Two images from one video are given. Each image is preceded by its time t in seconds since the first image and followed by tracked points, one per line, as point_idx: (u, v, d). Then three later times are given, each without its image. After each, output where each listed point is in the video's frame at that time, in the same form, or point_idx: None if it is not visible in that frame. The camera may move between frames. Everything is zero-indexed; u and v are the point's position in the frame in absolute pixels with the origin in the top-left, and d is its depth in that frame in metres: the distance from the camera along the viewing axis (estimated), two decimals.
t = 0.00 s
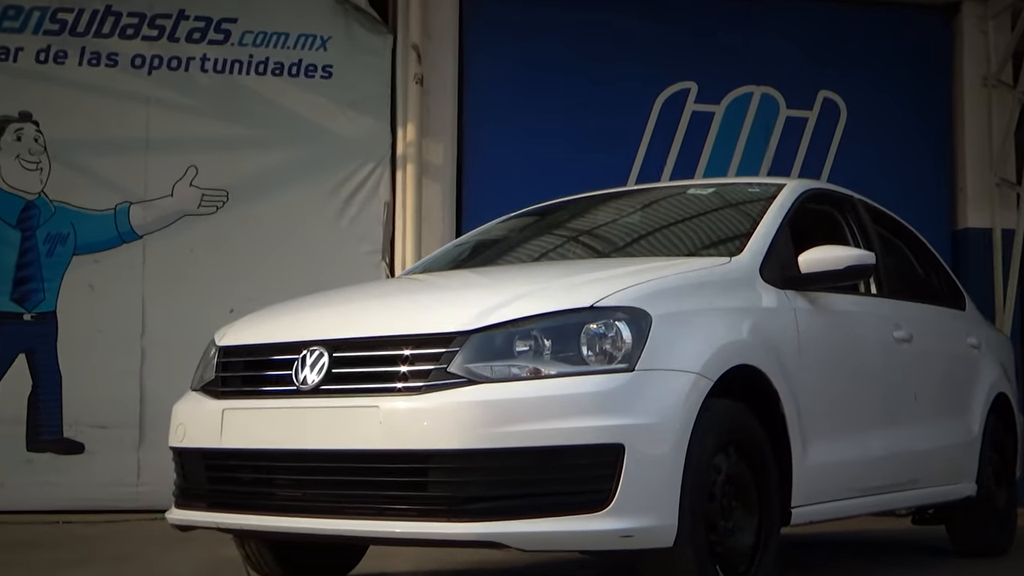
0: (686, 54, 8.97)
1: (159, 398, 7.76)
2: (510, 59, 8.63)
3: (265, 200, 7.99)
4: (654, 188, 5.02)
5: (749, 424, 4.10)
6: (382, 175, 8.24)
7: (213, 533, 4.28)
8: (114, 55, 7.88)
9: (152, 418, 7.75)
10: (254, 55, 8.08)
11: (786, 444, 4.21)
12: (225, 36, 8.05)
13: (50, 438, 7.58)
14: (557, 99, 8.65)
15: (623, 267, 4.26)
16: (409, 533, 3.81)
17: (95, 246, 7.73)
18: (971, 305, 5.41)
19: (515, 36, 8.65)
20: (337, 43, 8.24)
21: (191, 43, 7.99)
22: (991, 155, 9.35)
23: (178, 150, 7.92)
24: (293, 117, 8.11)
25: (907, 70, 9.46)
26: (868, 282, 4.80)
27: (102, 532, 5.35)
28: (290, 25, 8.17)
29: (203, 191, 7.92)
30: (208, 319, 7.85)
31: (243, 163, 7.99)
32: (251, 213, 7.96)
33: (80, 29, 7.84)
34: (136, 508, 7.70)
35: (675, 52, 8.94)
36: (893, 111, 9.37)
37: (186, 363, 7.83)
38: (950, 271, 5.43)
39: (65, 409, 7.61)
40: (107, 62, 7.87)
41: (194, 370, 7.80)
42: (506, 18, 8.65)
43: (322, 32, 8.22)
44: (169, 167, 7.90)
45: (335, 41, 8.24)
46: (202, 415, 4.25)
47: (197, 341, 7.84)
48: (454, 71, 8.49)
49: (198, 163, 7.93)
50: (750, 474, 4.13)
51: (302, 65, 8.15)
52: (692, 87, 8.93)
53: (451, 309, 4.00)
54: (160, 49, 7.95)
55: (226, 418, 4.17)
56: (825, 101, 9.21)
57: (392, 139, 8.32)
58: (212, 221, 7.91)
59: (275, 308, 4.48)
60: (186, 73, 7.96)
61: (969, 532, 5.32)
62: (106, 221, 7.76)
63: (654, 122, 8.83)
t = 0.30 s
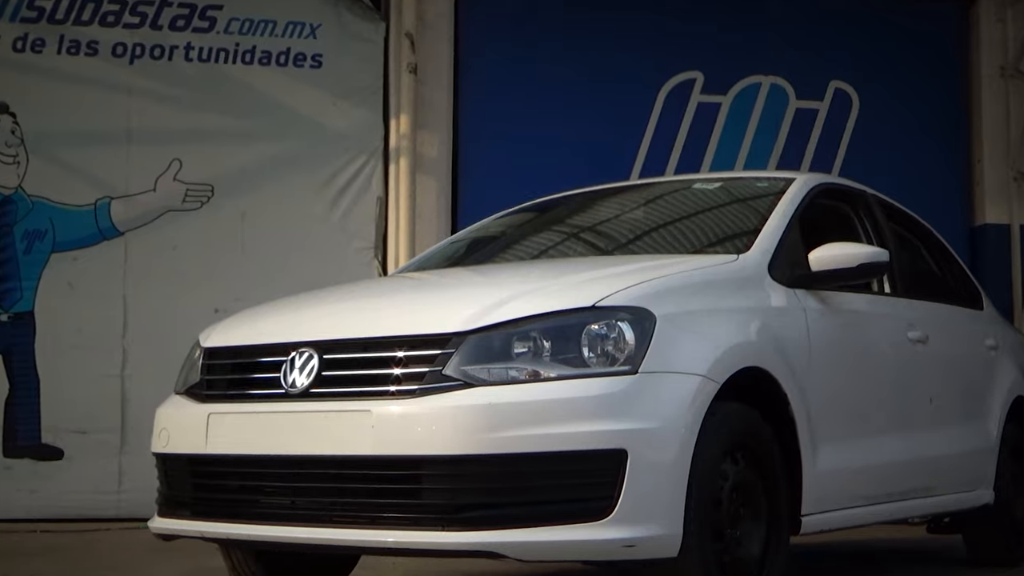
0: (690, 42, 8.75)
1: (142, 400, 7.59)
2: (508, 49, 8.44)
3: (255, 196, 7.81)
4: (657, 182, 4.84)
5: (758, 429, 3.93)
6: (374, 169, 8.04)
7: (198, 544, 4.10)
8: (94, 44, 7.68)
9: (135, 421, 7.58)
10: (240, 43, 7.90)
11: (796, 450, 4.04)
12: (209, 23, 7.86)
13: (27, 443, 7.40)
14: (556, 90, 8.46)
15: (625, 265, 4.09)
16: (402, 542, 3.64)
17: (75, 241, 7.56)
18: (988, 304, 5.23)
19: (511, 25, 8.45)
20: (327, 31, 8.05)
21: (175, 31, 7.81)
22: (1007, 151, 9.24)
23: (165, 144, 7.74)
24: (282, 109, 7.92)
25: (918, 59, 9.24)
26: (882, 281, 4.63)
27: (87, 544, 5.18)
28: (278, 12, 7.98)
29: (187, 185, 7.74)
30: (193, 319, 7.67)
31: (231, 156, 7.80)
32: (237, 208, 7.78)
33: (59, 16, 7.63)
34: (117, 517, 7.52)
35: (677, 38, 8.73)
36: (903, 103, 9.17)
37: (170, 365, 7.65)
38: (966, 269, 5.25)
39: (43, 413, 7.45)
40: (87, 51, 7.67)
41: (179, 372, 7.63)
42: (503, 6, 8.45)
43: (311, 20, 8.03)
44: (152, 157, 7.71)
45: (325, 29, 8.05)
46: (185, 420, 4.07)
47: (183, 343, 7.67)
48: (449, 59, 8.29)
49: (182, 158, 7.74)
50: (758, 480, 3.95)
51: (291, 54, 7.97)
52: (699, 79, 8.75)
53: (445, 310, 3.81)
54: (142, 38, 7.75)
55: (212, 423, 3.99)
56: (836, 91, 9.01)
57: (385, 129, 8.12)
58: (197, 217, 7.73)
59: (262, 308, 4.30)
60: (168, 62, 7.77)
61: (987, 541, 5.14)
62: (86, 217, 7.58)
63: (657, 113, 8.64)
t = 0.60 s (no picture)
0: (693, 35, 8.52)
1: (125, 401, 7.43)
2: (505, 39, 8.23)
3: (244, 192, 7.66)
4: (661, 176, 4.68)
5: (767, 434, 3.76)
6: (364, 163, 7.88)
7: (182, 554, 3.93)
8: (73, 32, 7.52)
9: (117, 424, 7.42)
10: (226, 31, 7.72)
11: (806, 455, 3.87)
12: (193, 11, 7.68)
13: (4, 449, 7.24)
14: (556, 83, 8.26)
15: (627, 263, 3.92)
16: (394, 553, 3.47)
17: (54, 238, 7.41)
18: (1006, 303, 5.06)
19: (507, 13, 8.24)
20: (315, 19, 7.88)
21: (158, 19, 7.64)
22: None
23: (152, 138, 7.59)
24: (270, 100, 7.75)
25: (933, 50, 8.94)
26: (895, 279, 4.47)
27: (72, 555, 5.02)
28: None
29: (170, 180, 7.58)
30: (178, 319, 7.52)
31: (218, 150, 7.65)
32: (224, 204, 7.63)
33: (37, 4, 7.46)
34: (99, 525, 7.36)
35: (682, 28, 8.50)
36: (918, 96, 8.88)
37: (154, 364, 7.49)
38: (983, 267, 5.08)
39: (21, 418, 7.29)
40: (65, 40, 7.51)
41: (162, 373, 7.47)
42: None
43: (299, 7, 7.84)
44: (133, 151, 7.56)
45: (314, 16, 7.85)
46: (168, 424, 3.89)
47: (168, 342, 7.52)
48: (444, 47, 8.10)
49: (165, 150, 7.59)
50: (767, 487, 3.79)
51: (279, 42, 7.78)
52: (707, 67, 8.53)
53: (438, 310, 3.64)
54: (123, 25, 7.59)
55: (196, 428, 3.82)
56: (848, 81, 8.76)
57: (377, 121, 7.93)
58: (180, 212, 7.57)
59: (249, 306, 4.13)
60: (151, 51, 7.62)
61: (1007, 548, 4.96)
62: (65, 214, 7.43)
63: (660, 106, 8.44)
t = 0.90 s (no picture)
0: (694, 25, 8.34)
1: (105, 403, 7.25)
2: (501, 28, 8.04)
3: (230, 186, 7.48)
4: (666, 169, 4.51)
5: (777, 439, 3.59)
6: (356, 154, 7.68)
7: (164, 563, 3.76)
8: (50, 17, 7.35)
9: (95, 428, 7.23)
10: (210, 17, 7.53)
11: (817, 460, 3.71)
12: None
13: None
14: (554, 72, 8.08)
15: (631, 259, 3.74)
16: (386, 563, 3.30)
17: (31, 234, 7.23)
18: None
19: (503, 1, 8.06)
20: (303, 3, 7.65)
21: (139, 5, 7.46)
22: None
23: (138, 129, 7.42)
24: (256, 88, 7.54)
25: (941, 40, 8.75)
26: (911, 276, 4.31)
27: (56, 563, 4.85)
28: None
29: (152, 172, 7.40)
30: (160, 319, 7.32)
31: (203, 141, 7.48)
32: (208, 197, 7.45)
33: None
34: (76, 534, 7.16)
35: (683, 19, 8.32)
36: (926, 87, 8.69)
37: (136, 364, 7.31)
38: (1004, 264, 4.91)
39: None
40: (42, 25, 7.34)
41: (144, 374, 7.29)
42: None
43: None
44: (115, 143, 7.39)
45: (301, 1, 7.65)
46: (150, 428, 3.71)
47: (151, 342, 7.32)
48: (438, 36, 7.92)
49: (146, 141, 7.41)
50: (776, 493, 3.62)
51: (265, 29, 7.59)
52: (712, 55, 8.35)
53: (432, 308, 3.47)
54: (102, 10, 7.40)
55: (179, 432, 3.65)
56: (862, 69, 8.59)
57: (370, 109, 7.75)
58: (162, 205, 7.40)
59: (234, 305, 3.95)
60: (132, 36, 7.43)
61: None
62: (42, 209, 7.25)
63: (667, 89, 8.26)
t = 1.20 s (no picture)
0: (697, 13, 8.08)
1: (83, 407, 7.09)
2: (498, 17, 7.84)
3: (215, 179, 7.28)
4: (670, 162, 4.34)
5: (787, 444, 3.43)
6: (347, 145, 7.48)
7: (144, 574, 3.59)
8: (24, 3, 7.16)
9: (73, 435, 7.06)
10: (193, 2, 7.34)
11: (830, 467, 3.54)
12: None
13: None
14: (553, 61, 7.88)
15: (634, 256, 3.57)
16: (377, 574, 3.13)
17: (5, 229, 7.04)
18: None
19: None
20: None
21: None
22: None
23: (123, 116, 7.23)
24: (241, 76, 7.36)
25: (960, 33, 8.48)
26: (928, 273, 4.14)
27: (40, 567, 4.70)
28: None
29: (131, 164, 7.21)
30: (141, 320, 7.16)
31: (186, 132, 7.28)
32: (191, 191, 7.26)
33: None
34: (54, 543, 7.00)
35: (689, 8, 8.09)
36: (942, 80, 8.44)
37: (117, 365, 7.14)
38: None
39: None
40: (17, 10, 7.15)
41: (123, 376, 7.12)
42: None
43: None
44: (95, 134, 7.19)
45: None
46: (131, 433, 3.54)
47: (133, 343, 7.15)
48: (432, 25, 7.75)
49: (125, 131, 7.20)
50: (787, 501, 3.45)
51: (251, 14, 7.39)
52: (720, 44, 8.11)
53: (424, 308, 3.30)
54: None
55: (160, 437, 3.48)
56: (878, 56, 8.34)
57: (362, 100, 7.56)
58: (142, 198, 7.21)
59: (218, 304, 3.79)
60: (111, 21, 7.24)
61: None
62: (17, 202, 7.05)
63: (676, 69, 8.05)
